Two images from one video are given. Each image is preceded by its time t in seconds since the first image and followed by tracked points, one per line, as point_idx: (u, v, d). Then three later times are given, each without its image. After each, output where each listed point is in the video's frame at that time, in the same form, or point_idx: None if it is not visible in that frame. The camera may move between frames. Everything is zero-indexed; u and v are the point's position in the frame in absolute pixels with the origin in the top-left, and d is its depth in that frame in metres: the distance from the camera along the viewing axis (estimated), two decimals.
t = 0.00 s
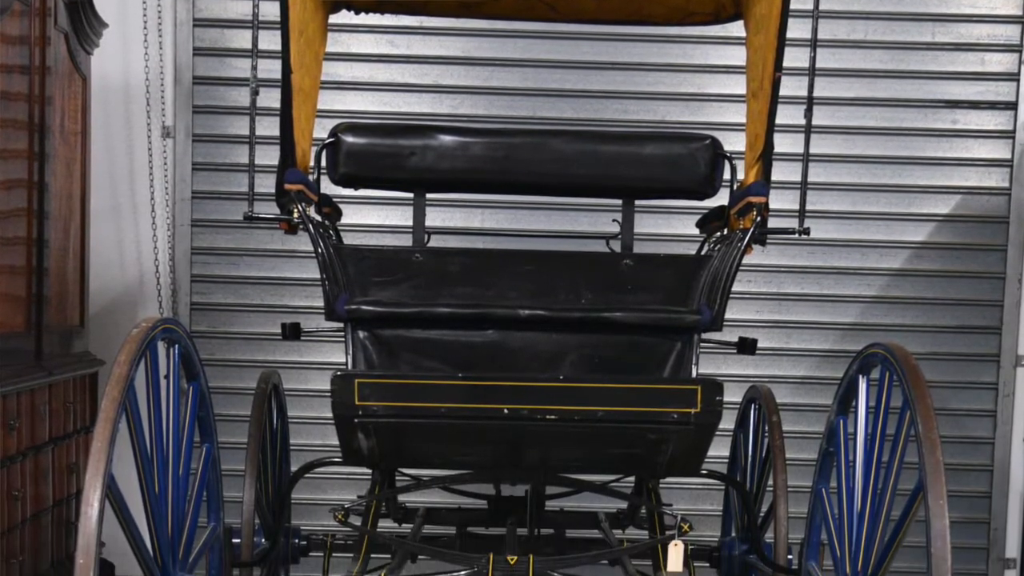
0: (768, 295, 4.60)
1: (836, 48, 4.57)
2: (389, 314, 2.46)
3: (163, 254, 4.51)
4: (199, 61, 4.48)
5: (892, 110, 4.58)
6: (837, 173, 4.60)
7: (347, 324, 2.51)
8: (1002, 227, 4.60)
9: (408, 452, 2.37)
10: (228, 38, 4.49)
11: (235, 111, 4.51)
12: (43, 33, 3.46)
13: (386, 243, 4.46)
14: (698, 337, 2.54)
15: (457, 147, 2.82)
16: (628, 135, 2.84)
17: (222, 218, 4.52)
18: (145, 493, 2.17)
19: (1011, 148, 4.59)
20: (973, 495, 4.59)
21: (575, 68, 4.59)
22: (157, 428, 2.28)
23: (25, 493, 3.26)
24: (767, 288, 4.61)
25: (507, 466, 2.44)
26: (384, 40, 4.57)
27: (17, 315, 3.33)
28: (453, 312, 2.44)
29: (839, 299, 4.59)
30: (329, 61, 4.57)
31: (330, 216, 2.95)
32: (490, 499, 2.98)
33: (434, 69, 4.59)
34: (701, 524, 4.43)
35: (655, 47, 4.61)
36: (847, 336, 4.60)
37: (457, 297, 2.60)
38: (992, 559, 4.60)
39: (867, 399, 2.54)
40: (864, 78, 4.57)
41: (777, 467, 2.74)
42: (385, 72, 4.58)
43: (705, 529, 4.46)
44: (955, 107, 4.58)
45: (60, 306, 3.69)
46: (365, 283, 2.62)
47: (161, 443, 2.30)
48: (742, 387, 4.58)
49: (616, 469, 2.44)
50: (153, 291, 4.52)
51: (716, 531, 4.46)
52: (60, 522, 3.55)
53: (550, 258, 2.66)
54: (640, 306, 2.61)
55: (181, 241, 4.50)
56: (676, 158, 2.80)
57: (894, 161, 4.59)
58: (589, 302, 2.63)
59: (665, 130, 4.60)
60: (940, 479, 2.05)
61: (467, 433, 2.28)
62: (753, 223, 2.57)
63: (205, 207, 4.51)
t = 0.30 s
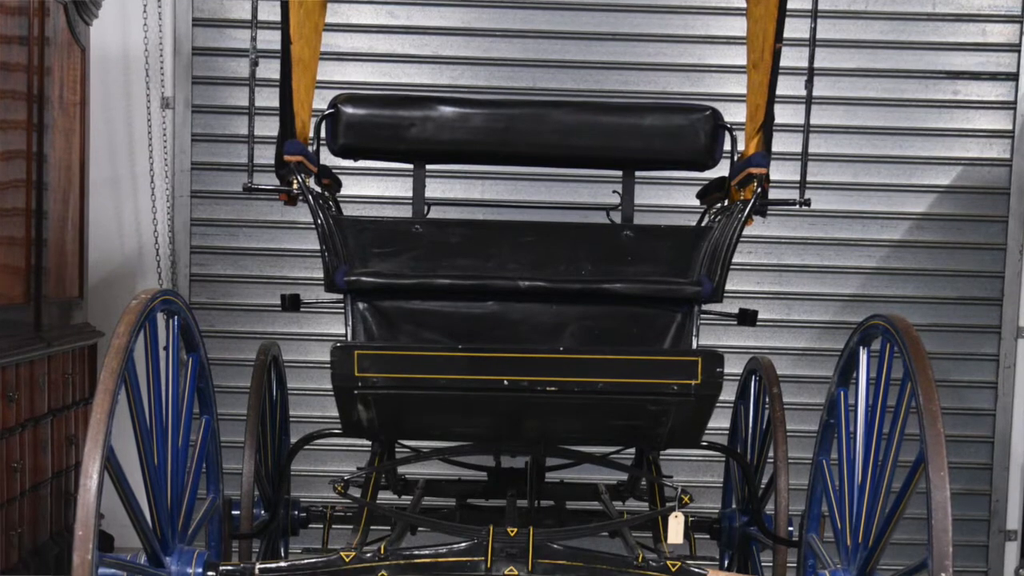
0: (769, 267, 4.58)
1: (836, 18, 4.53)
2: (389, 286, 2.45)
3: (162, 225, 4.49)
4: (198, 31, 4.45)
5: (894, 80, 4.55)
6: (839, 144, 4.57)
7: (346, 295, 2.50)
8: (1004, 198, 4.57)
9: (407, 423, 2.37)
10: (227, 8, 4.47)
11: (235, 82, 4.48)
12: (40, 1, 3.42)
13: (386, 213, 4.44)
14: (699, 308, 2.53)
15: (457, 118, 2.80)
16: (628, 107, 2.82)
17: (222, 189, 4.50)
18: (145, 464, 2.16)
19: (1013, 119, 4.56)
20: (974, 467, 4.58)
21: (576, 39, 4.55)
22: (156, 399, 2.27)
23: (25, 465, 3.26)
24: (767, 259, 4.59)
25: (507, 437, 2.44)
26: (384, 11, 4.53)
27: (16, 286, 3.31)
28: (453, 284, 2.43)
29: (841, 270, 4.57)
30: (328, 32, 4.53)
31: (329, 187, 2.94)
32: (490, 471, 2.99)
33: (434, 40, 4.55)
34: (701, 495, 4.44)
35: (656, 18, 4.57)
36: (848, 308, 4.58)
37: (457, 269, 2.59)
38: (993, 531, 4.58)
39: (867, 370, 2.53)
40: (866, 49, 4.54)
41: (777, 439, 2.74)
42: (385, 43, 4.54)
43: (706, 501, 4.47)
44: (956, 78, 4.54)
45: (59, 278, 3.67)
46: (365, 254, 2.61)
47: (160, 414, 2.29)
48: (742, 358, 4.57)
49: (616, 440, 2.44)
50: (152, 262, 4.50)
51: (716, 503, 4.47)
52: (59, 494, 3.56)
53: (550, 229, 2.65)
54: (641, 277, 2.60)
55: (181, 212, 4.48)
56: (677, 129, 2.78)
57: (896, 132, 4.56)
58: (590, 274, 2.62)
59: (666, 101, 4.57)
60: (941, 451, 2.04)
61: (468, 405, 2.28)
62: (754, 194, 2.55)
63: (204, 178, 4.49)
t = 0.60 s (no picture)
0: (769, 238, 4.56)
1: None
2: (388, 257, 2.44)
3: (161, 195, 4.46)
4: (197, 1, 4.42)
5: (895, 51, 4.51)
6: (840, 115, 4.54)
7: (346, 267, 2.49)
8: (1005, 170, 4.54)
9: (407, 395, 2.36)
10: None
11: (235, 53, 4.45)
12: None
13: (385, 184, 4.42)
14: (699, 280, 2.52)
15: (457, 89, 2.78)
16: (627, 78, 2.79)
17: (221, 160, 4.47)
18: (144, 435, 2.16)
19: (1014, 90, 4.52)
20: (975, 438, 4.57)
21: (576, 9, 4.51)
22: (156, 371, 2.27)
23: (23, 437, 3.26)
24: (767, 230, 4.57)
25: (507, 409, 2.43)
26: None
27: (15, 257, 3.30)
28: (452, 255, 2.42)
29: (841, 242, 4.55)
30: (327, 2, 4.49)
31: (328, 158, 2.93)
32: (490, 443, 2.99)
33: (434, 11, 4.51)
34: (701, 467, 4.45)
35: None
36: (848, 279, 4.56)
37: (457, 240, 2.57)
38: (993, 503, 4.56)
39: (867, 341, 2.52)
40: (867, 20, 4.50)
41: (778, 410, 2.74)
42: (384, 13, 4.50)
43: (706, 472, 4.48)
44: (957, 49, 4.51)
45: (59, 249, 3.66)
46: (365, 226, 2.59)
47: (159, 386, 2.28)
48: (742, 329, 4.55)
49: (616, 412, 2.43)
50: (151, 232, 4.48)
51: (717, 475, 4.47)
52: (58, 465, 3.56)
53: (551, 199, 2.64)
54: (641, 248, 2.58)
55: (180, 183, 4.45)
56: (677, 100, 2.75)
57: (897, 103, 4.52)
58: (590, 245, 2.60)
59: (667, 72, 4.53)
60: (942, 424, 2.04)
61: (468, 377, 2.27)
62: (754, 166, 2.54)
63: (203, 149, 4.46)
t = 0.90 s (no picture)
0: (770, 209, 4.54)
1: None
2: (388, 229, 2.42)
3: (161, 166, 4.44)
4: None
5: (895, 22, 4.48)
6: (841, 86, 4.51)
7: (346, 239, 2.47)
8: (1005, 141, 4.51)
9: (406, 367, 2.35)
10: None
11: (233, 24, 4.41)
12: None
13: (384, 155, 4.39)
14: (699, 251, 2.50)
15: (456, 60, 2.75)
16: (628, 48, 2.76)
17: (220, 131, 4.44)
18: (142, 405, 2.15)
19: (1015, 60, 4.48)
20: (976, 410, 4.56)
21: None
22: (154, 342, 2.26)
23: (22, 408, 3.26)
24: (768, 201, 4.54)
25: (507, 381, 2.43)
26: None
27: (14, 228, 3.29)
28: (452, 227, 2.41)
29: (842, 213, 4.53)
30: None
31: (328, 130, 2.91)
32: (490, 415, 2.98)
33: None
34: (701, 438, 4.45)
35: None
36: (849, 251, 4.54)
37: (457, 212, 2.56)
38: (994, 475, 4.56)
39: (868, 313, 2.51)
40: None
41: (779, 381, 2.73)
42: None
43: (706, 444, 4.49)
44: (958, 20, 4.47)
45: (58, 220, 3.64)
46: (365, 197, 2.57)
47: (157, 357, 2.27)
48: (743, 301, 4.54)
49: (616, 383, 2.42)
50: (150, 203, 4.46)
51: (717, 446, 4.48)
52: (57, 437, 3.56)
53: (550, 170, 2.62)
54: (641, 219, 2.56)
55: (180, 154, 4.42)
56: (677, 71, 2.73)
57: (898, 74, 4.49)
58: (590, 216, 2.59)
59: (667, 42, 4.49)
60: (944, 395, 2.03)
61: (467, 348, 2.26)
62: (754, 136, 2.52)
63: (203, 120, 4.43)
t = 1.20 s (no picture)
0: (771, 180, 4.52)
1: None
2: (388, 200, 2.41)
3: (160, 137, 4.41)
4: None
5: None
6: (841, 56, 4.47)
7: (345, 209, 2.46)
8: (1006, 112, 4.48)
9: (407, 339, 2.34)
10: None
11: None
12: None
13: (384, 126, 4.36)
14: (699, 223, 2.48)
15: (456, 31, 2.72)
16: (628, 19, 2.73)
17: (220, 102, 4.41)
18: (141, 376, 2.15)
19: (1016, 31, 4.44)
20: (977, 381, 4.56)
21: None
22: (154, 314, 2.25)
23: (21, 379, 3.26)
24: (768, 172, 4.52)
25: (507, 352, 2.42)
26: None
27: (14, 199, 3.28)
28: (452, 198, 2.40)
29: (842, 183, 4.50)
30: None
31: (328, 101, 2.88)
32: (489, 386, 2.98)
33: None
34: (702, 409, 4.46)
35: None
36: (850, 222, 4.52)
37: (457, 182, 2.54)
38: (995, 447, 4.56)
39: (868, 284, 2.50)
40: None
41: (780, 352, 2.72)
42: None
43: (706, 415, 4.49)
44: None
45: (57, 191, 3.62)
46: (365, 167, 2.55)
47: (157, 328, 2.26)
48: (743, 272, 4.53)
49: (617, 355, 2.41)
50: (150, 174, 4.44)
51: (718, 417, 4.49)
52: (56, 408, 3.56)
53: (551, 141, 2.60)
54: (642, 190, 2.55)
55: (179, 124, 4.40)
56: (677, 41, 2.70)
57: (899, 45, 4.45)
58: (590, 187, 2.58)
59: (667, 12, 4.45)
60: (944, 364, 2.02)
61: (468, 320, 2.25)
62: (754, 107, 2.51)
63: (202, 91, 4.40)
